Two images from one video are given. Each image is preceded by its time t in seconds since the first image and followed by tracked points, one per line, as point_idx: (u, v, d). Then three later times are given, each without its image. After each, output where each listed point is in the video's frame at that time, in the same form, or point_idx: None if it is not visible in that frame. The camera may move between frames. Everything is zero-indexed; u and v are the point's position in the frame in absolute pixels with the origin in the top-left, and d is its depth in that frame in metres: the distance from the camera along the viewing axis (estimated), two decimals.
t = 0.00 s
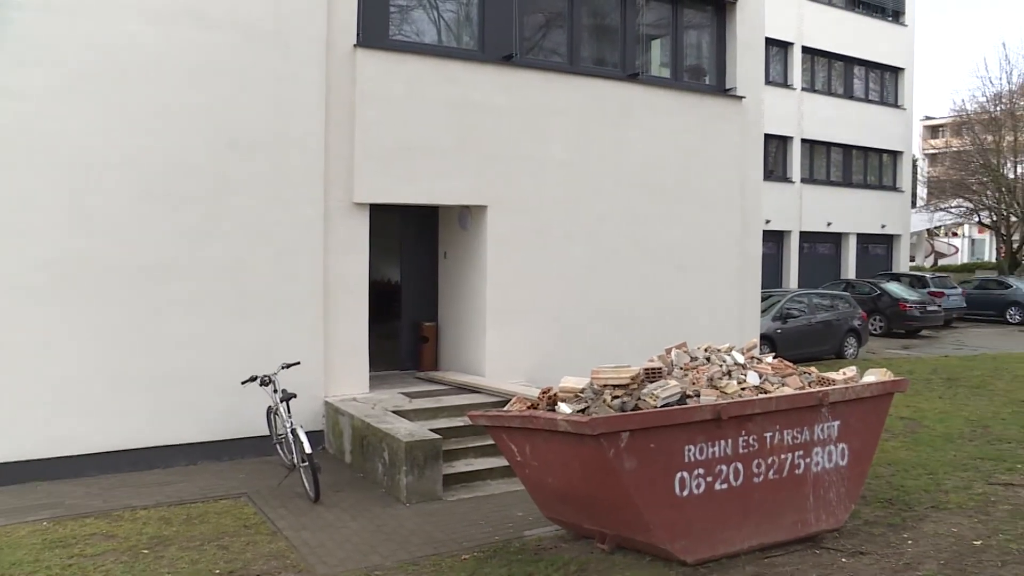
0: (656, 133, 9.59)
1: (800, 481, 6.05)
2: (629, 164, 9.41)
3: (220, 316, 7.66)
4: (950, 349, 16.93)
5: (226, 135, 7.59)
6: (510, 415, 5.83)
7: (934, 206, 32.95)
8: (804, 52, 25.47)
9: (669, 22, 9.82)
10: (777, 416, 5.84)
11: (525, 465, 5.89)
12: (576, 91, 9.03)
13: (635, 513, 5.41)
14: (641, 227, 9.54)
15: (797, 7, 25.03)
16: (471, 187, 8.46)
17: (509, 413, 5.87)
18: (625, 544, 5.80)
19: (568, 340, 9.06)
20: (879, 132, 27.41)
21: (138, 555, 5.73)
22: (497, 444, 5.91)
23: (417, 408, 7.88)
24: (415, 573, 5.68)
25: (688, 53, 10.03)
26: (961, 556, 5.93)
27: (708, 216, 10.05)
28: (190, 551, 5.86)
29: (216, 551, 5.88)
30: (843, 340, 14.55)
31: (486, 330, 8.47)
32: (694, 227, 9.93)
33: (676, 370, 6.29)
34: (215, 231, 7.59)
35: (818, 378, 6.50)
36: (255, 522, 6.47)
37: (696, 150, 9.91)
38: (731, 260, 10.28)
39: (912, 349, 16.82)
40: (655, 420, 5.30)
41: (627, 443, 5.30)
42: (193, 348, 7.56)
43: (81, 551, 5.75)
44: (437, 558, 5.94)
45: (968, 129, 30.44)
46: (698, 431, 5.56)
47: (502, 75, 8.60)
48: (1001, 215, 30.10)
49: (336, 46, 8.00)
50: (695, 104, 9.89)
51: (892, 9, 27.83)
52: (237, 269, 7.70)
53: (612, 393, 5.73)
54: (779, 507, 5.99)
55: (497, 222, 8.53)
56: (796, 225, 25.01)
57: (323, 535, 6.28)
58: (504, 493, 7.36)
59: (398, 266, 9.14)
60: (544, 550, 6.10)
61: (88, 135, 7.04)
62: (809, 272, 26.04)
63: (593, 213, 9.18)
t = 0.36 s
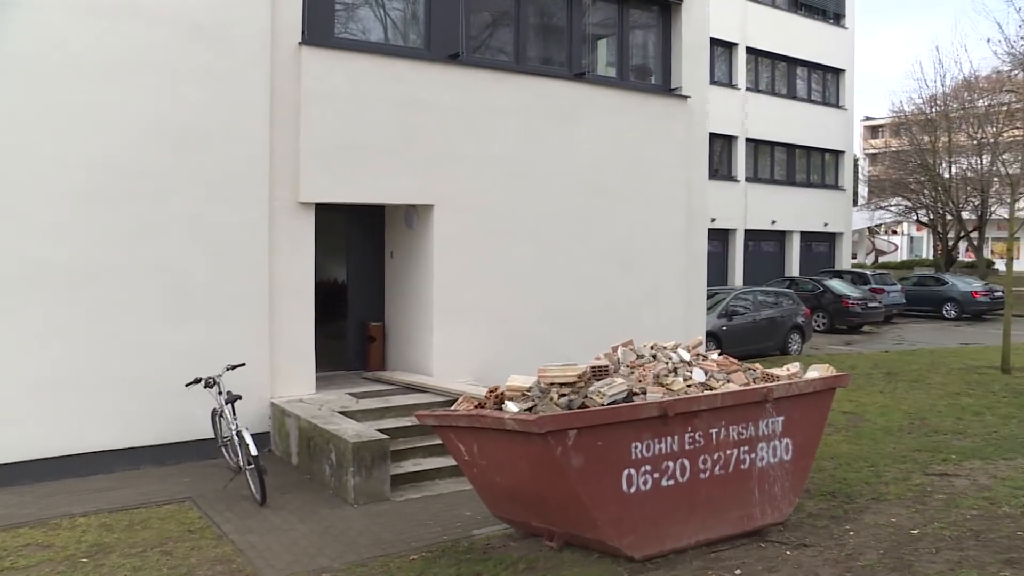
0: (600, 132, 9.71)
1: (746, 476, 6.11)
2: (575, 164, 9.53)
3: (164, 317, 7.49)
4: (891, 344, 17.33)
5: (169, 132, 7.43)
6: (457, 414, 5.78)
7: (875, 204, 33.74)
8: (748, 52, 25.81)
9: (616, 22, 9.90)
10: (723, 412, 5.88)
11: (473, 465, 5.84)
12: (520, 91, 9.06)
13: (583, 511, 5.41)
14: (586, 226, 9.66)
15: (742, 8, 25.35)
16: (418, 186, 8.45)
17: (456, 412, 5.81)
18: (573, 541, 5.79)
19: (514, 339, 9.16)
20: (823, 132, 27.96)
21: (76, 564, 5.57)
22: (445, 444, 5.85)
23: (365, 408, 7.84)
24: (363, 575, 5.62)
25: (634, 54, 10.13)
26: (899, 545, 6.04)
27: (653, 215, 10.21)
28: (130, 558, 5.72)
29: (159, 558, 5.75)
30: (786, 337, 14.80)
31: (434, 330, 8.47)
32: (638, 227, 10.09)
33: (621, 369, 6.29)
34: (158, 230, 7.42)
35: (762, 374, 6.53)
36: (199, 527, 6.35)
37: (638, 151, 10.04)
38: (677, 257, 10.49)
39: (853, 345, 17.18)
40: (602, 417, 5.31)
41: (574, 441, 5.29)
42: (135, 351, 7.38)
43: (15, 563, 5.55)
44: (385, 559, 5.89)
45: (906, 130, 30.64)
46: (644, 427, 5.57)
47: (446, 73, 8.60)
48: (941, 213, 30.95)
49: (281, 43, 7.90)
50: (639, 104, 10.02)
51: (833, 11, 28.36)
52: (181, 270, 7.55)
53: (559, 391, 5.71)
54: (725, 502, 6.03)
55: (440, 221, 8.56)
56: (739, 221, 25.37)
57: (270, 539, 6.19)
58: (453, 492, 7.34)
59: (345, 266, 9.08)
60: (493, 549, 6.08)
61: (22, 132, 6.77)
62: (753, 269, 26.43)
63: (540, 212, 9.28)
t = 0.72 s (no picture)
0: (545, 132, 9.98)
1: (694, 473, 6.10)
2: (522, 164, 9.79)
3: (107, 319, 7.34)
4: (834, 340, 17.74)
5: (110, 131, 7.27)
6: (406, 414, 5.70)
7: (817, 203, 34.22)
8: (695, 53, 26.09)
9: (564, 22, 10.24)
10: (671, 410, 5.87)
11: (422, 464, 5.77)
12: (470, 89, 9.29)
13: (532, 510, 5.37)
14: (533, 225, 9.94)
15: (688, 10, 25.63)
16: (366, 185, 8.56)
17: (405, 411, 5.72)
18: (524, 540, 5.75)
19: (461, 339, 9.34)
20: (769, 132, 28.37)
21: None
22: (393, 444, 5.76)
23: (314, 409, 7.81)
24: None
25: (581, 53, 10.48)
26: (842, 537, 6.07)
27: (600, 216, 10.55)
28: (70, 568, 5.54)
29: (100, 566, 5.59)
30: (733, 334, 15.03)
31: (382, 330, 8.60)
32: (585, 227, 10.42)
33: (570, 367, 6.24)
34: (100, 231, 7.26)
35: (709, 371, 6.53)
36: (144, 533, 6.18)
37: (585, 149, 10.37)
38: (625, 259, 10.85)
39: (798, 342, 17.45)
40: (550, 416, 5.27)
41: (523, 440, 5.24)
42: (77, 354, 7.20)
43: None
44: (334, 561, 5.80)
45: (848, 130, 31.27)
46: (593, 426, 5.54)
47: (393, 72, 8.71)
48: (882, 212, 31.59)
49: (225, 41, 7.84)
50: (586, 103, 10.35)
51: (777, 14, 28.80)
52: (123, 271, 7.40)
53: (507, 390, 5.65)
54: (674, 498, 6.01)
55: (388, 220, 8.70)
56: (687, 221, 25.72)
57: (217, 543, 6.07)
58: (402, 492, 7.30)
59: (292, 265, 9.22)
60: (443, 549, 6.00)
61: None
62: (702, 267, 26.76)
63: (485, 213, 9.48)
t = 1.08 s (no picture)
0: (497, 132, 10.22)
1: (649, 472, 5.82)
2: (475, 164, 10.01)
3: (54, 321, 7.17)
4: (786, 338, 18.07)
5: (54, 129, 7.10)
6: (359, 415, 5.36)
7: (772, 203, 34.97)
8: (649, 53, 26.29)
9: (517, 22, 10.61)
10: (626, 408, 5.58)
11: (375, 467, 5.42)
12: (426, 89, 9.47)
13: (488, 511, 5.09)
14: (487, 225, 10.18)
15: (644, 11, 25.74)
16: (320, 185, 8.63)
17: (359, 413, 5.39)
18: (479, 541, 5.44)
19: (414, 339, 9.49)
20: (721, 132, 28.70)
21: None
22: (345, 446, 5.41)
23: (266, 411, 7.75)
24: None
25: (534, 54, 10.86)
26: (795, 534, 5.84)
27: (551, 217, 10.87)
28: None
29: None
30: (687, 333, 15.19)
31: (337, 331, 8.72)
32: (539, 228, 10.75)
33: (524, 366, 5.90)
34: (46, 230, 7.08)
35: (663, 370, 6.24)
36: (92, 541, 5.91)
37: (537, 148, 10.67)
38: (578, 259, 11.24)
39: (751, 340, 17.66)
40: (506, 417, 4.98)
41: (479, 440, 4.96)
42: (22, 357, 7.01)
43: None
44: (288, 566, 5.57)
45: (799, 130, 31.78)
46: (550, 425, 5.25)
47: (348, 71, 8.83)
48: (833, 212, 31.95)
49: (174, 39, 7.75)
50: (539, 102, 10.67)
51: (730, 15, 29.06)
52: (71, 272, 7.24)
53: (462, 390, 5.32)
54: (629, 498, 5.73)
55: (342, 221, 8.81)
56: (640, 221, 25.88)
57: (169, 549, 5.82)
58: (357, 494, 7.18)
59: (243, 267, 9.29)
60: (400, 551, 5.73)
61: None
62: (656, 268, 26.96)
63: (436, 214, 9.65)
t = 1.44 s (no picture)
0: (473, 132, 10.23)
1: (626, 472, 5.83)
2: (452, 165, 10.03)
3: (26, 323, 7.08)
4: (761, 338, 18.18)
5: (26, 129, 7.02)
6: (335, 416, 5.31)
7: (746, 203, 35.31)
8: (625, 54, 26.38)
9: (493, 23, 10.64)
10: (603, 408, 5.58)
11: (352, 468, 5.38)
12: (402, 89, 9.48)
13: (465, 511, 5.08)
14: (464, 225, 10.20)
15: (618, 12, 25.89)
16: (295, 186, 8.64)
17: (336, 414, 5.34)
18: (457, 541, 5.41)
19: (391, 339, 9.50)
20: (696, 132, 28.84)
21: None
22: (322, 448, 5.36)
23: (242, 413, 7.72)
24: None
25: (511, 55, 10.89)
26: (772, 532, 5.87)
27: (528, 217, 10.91)
28: None
29: None
30: (665, 332, 15.26)
31: (313, 332, 8.71)
32: (516, 227, 10.77)
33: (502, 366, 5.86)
34: (17, 230, 6.99)
35: (640, 370, 6.25)
36: (66, 545, 5.84)
37: (514, 149, 10.70)
38: (556, 259, 11.31)
39: (729, 340, 17.74)
40: (482, 416, 4.97)
41: (456, 441, 4.94)
42: None
43: None
44: (264, 568, 5.54)
45: (774, 131, 31.96)
46: (527, 425, 5.24)
47: (323, 72, 8.82)
48: (807, 212, 32.11)
49: (147, 38, 7.72)
50: (516, 103, 10.70)
51: (705, 16, 29.25)
52: (44, 273, 7.16)
53: (439, 390, 5.30)
54: (607, 497, 5.73)
55: (318, 221, 8.79)
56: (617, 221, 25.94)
57: (144, 552, 5.76)
58: (335, 495, 7.14)
59: (219, 268, 9.26)
60: (378, 552, 5.70)
61: None
62: (634, 269, 27.08)
63: (413, 214, 9.65)
